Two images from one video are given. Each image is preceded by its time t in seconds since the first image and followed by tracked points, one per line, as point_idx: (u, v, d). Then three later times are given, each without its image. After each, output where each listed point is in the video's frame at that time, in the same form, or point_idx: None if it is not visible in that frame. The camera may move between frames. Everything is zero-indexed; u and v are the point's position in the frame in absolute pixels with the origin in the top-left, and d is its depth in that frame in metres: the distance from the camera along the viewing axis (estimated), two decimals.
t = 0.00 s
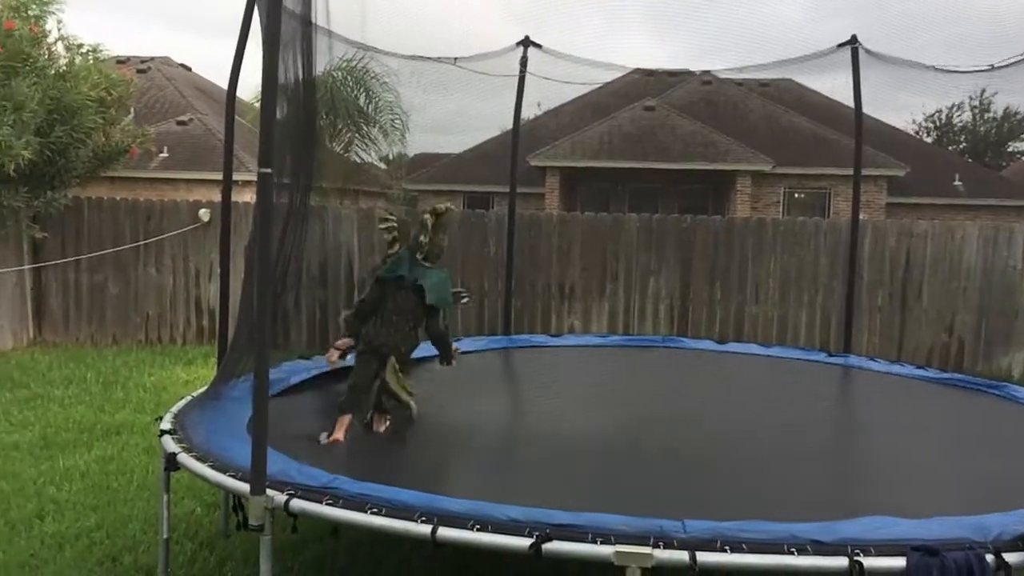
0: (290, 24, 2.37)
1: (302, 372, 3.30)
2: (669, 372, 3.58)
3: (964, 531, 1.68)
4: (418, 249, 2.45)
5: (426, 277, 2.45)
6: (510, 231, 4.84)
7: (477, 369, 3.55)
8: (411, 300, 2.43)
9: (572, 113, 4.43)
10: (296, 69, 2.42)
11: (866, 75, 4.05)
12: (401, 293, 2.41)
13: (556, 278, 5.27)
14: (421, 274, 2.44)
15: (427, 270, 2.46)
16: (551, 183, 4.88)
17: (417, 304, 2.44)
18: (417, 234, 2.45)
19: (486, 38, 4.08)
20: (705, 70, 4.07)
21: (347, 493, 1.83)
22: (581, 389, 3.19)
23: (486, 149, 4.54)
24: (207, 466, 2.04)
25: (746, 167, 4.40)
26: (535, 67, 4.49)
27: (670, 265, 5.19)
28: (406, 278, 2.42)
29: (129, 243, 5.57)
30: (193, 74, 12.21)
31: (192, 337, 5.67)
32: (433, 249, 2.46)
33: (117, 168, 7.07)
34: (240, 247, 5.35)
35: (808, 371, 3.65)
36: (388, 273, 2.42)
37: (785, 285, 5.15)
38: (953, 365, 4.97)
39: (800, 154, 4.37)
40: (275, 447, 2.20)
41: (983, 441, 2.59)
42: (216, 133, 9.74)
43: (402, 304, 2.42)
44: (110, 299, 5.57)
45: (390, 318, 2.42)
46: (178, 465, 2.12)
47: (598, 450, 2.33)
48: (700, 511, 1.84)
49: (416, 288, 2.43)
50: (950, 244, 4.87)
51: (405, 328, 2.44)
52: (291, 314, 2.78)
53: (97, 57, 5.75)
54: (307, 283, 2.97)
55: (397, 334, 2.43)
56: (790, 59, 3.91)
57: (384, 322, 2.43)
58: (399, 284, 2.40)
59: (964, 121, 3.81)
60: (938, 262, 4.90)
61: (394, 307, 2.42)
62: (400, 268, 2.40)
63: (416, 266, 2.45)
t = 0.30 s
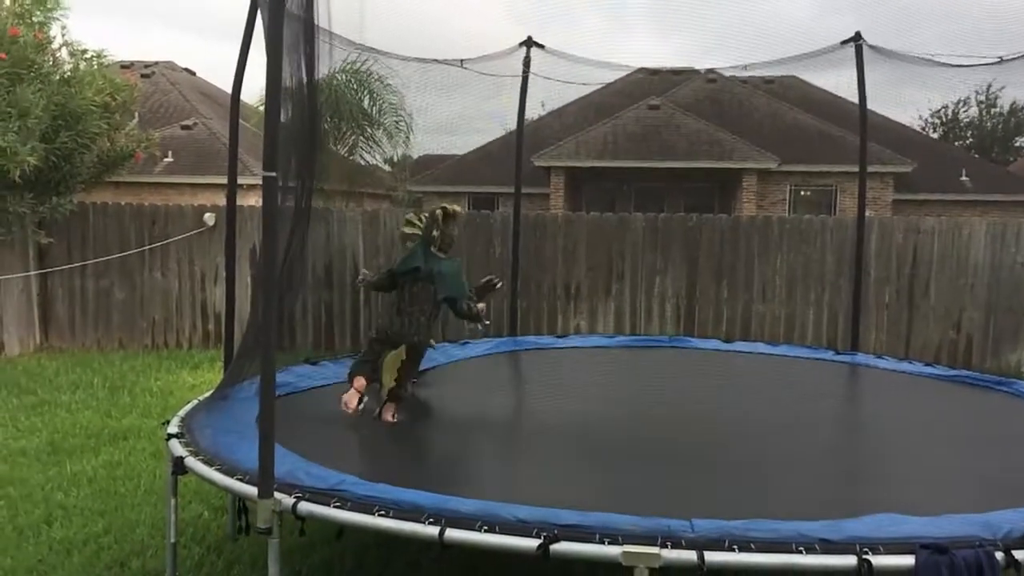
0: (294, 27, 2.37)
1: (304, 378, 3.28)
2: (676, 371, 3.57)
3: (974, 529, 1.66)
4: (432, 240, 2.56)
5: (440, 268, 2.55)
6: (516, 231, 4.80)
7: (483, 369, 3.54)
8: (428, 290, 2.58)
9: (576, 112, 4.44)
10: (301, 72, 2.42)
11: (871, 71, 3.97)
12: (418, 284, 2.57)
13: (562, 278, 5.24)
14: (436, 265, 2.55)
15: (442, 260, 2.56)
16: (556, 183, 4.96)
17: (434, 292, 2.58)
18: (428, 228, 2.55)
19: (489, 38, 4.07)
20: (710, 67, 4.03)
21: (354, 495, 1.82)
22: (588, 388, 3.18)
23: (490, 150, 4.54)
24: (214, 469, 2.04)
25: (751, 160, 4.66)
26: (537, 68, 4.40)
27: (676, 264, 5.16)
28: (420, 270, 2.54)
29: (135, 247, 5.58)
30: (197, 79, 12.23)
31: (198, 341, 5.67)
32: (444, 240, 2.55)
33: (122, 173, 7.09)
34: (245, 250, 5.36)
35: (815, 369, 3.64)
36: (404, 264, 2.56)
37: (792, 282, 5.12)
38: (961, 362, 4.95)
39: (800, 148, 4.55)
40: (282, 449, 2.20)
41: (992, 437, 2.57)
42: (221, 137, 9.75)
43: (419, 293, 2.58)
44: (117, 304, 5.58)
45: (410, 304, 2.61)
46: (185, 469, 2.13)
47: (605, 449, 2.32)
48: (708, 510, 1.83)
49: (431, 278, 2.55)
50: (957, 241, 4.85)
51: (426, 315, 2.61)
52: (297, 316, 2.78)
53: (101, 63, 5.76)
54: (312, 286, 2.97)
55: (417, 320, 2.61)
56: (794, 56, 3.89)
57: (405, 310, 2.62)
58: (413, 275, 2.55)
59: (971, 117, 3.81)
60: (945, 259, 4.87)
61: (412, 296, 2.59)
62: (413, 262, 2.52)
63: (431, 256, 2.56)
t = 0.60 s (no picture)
0: (296, 29, 2.38)
1: (307, 376, 3.28)
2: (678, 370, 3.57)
3: (978, 527, 1.66)
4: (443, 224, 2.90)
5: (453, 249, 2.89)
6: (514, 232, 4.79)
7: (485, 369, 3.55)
8: (445, 272, 2.87)
9: (577, 112, 4.43)
10: (305, 73, 2.43)
11: (871, 69, 3.96)
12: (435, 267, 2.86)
13: (563, 278, 5.24)
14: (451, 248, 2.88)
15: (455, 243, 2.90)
16: (556, 183, 4.99)
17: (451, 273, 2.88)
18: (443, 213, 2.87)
19: (489, 39, 4.08)
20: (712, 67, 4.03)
21: (357, 496, 1.82)
22: (589, 387, 3.19)
23: (491, 151, 4.54)
24: (218, 470, 2.04)
25: (753, 161, 4.67)
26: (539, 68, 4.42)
27: (677, 264, 5.15)
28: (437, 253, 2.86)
29: (137, 249, 5.59)
30: (199, 81, 12.26)
31: (200, 342, 5.68)
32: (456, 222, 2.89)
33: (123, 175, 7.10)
34: (247, 252, 5.37)
35: (816, 367, 3.65)
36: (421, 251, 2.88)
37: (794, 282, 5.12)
38: (963, 361, 4.94)
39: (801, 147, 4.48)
40: (286, 449, 2.20)
41: (994, 435, 2.57)
42: (222, 139, 9.76)
43: (437, 276, 2.86)
44: (119, 306, 5.59)
45: (428, 287, 2.86)
46: (188, 470, 2.13)
47: (607, 447, 2.32)
48: (711, 509, 1.83)
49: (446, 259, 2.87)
50: (959, 239, 4.84)
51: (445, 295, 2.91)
52: (299, 317, 2.78)
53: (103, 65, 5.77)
54: (315, 285, 2.98)
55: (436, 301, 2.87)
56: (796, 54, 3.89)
57: (422, 293, 2.86)
58: (431, 259, 2.85)
59: (972, 115, 3.82)
60: (947, 257, 4.87)
61: (430, 278, 2.86)
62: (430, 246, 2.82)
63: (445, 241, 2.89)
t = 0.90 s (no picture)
0: (293, 28, 2.37)
1: (304, 375, 3.27)
2: (675, 370, 3.57)
3: (976, 529, 1.66)
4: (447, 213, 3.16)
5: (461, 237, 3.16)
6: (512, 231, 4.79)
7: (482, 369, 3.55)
8: (456, 258, 3.15)
9: (575, 113, 4.43)
10: (302, 73, 2.42)
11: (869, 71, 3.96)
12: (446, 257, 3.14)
13: (560, 279, 5.24)
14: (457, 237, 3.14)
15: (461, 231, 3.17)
16: (555, 184, 5.01)
17: (462, 259, 3.16)
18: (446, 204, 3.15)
19: (487, 40, 4.07)
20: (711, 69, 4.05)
21: (355, 496, 1.82)
22: (586, 387, 3.18)
23: (489, 151, 4.54)
24: (214, 471, 2.04)
25: (750, 160, 4.77)
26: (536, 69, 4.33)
27: (674, 265, 5.16)
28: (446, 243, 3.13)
29: (134, 249, 5.58)
30: (197, 81, 12.25)
31: (197, 343, 5.67)
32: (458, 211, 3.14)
33: (120, 175, 7.08)
34: (243, 252, 5.36)
35: (814, 368, 3.64)
36: (429, 240, 3.17)
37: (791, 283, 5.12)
38: (960, 362, 4.94)
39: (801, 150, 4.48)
40: (284, 449, 2.20)
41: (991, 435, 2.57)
42: (219, 139, 9.75)
43: (448, 263, 3.14)
44: (115, 306, 5.58)
45: (439, 275, 3.16)
46: (185, 471, 2.12)
47: (604, 448, 2.32)
48: (709, 509, 1.83)
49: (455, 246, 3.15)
50: (955, 240, 4.84)
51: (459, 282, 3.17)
52: (297, 317, 2.78)
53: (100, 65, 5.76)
54: (312, 284, 2.98)
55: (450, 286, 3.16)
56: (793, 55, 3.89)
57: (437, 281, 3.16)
58: (441, 247, 3.13)
59: (969, 116, 3.84)
60: (944, 259, 4.87)
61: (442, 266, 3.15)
62: (436, 235, 3.09)
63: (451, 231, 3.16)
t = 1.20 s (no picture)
0: (288, 30, 2.37)
1: (296, 376, 3.26)
2: (667, 373, 3.57)
3: (967, 532, 1.67)
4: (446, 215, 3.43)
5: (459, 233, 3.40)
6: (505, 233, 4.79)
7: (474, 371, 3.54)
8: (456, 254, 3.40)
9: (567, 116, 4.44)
10: (295, 75, 2.41)
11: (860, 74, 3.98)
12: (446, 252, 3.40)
13: (552, 282, 5.24)
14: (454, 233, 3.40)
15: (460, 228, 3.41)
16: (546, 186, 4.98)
17: (462, 255, 3.38)
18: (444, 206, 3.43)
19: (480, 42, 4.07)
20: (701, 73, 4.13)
21: (346, 499, 1.82)
22: (578, 390, 3.18)
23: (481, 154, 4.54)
24: (205, 473, 2.03)
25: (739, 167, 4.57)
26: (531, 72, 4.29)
27: (666, 269, 5.16)
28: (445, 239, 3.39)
29: (124, 251, 5.56)
30: (188, 82, 12.23)
31: (187, 345, 5.65)
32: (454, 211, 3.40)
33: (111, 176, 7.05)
34: (234, 254, 5.35)
35: (805, 371, 3.65)
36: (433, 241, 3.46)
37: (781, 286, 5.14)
38: (949, 366, 4.95)
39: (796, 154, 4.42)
40: (275, 451, 2.19)
41: (981, 438, 2.58)
42: (211, 140, 9.72)
43: (449, 261, 3.40)
44: (105, 308, 5.55)
45: (442, 273, 3.43)
46: (175, 472, 2.12)
47: (596, 450, 2.32)
48: (700, 511, 1.83)
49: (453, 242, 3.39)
50: (945, 244, 4.86)
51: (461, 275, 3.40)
52: (288, 319, 2.78)
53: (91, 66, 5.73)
54: (303, 286, 2.97)
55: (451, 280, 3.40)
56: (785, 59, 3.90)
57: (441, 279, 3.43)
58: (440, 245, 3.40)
59: (958, 121, 3.87)
60: (934, 263, 4.88)
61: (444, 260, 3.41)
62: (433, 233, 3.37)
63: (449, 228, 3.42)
